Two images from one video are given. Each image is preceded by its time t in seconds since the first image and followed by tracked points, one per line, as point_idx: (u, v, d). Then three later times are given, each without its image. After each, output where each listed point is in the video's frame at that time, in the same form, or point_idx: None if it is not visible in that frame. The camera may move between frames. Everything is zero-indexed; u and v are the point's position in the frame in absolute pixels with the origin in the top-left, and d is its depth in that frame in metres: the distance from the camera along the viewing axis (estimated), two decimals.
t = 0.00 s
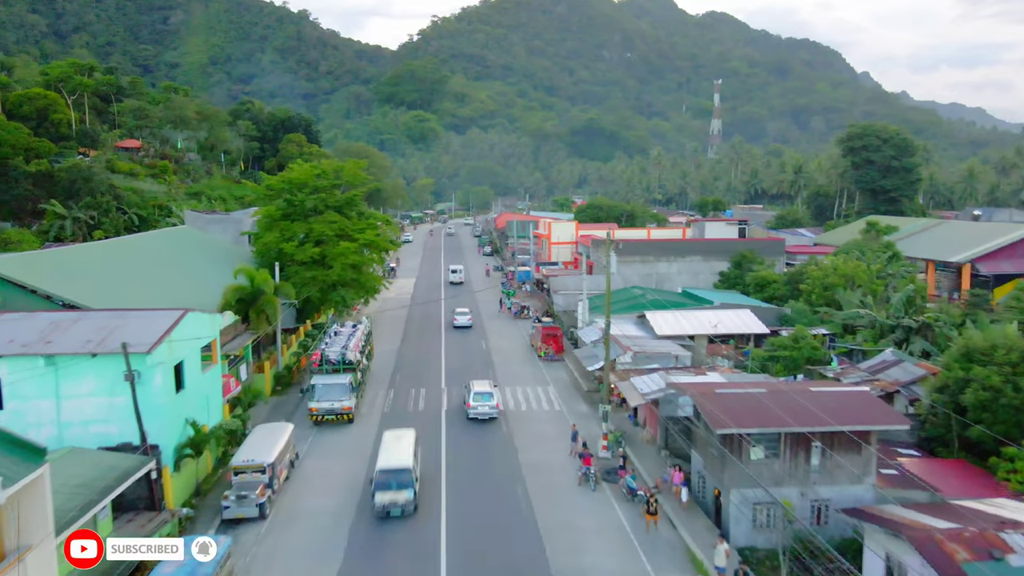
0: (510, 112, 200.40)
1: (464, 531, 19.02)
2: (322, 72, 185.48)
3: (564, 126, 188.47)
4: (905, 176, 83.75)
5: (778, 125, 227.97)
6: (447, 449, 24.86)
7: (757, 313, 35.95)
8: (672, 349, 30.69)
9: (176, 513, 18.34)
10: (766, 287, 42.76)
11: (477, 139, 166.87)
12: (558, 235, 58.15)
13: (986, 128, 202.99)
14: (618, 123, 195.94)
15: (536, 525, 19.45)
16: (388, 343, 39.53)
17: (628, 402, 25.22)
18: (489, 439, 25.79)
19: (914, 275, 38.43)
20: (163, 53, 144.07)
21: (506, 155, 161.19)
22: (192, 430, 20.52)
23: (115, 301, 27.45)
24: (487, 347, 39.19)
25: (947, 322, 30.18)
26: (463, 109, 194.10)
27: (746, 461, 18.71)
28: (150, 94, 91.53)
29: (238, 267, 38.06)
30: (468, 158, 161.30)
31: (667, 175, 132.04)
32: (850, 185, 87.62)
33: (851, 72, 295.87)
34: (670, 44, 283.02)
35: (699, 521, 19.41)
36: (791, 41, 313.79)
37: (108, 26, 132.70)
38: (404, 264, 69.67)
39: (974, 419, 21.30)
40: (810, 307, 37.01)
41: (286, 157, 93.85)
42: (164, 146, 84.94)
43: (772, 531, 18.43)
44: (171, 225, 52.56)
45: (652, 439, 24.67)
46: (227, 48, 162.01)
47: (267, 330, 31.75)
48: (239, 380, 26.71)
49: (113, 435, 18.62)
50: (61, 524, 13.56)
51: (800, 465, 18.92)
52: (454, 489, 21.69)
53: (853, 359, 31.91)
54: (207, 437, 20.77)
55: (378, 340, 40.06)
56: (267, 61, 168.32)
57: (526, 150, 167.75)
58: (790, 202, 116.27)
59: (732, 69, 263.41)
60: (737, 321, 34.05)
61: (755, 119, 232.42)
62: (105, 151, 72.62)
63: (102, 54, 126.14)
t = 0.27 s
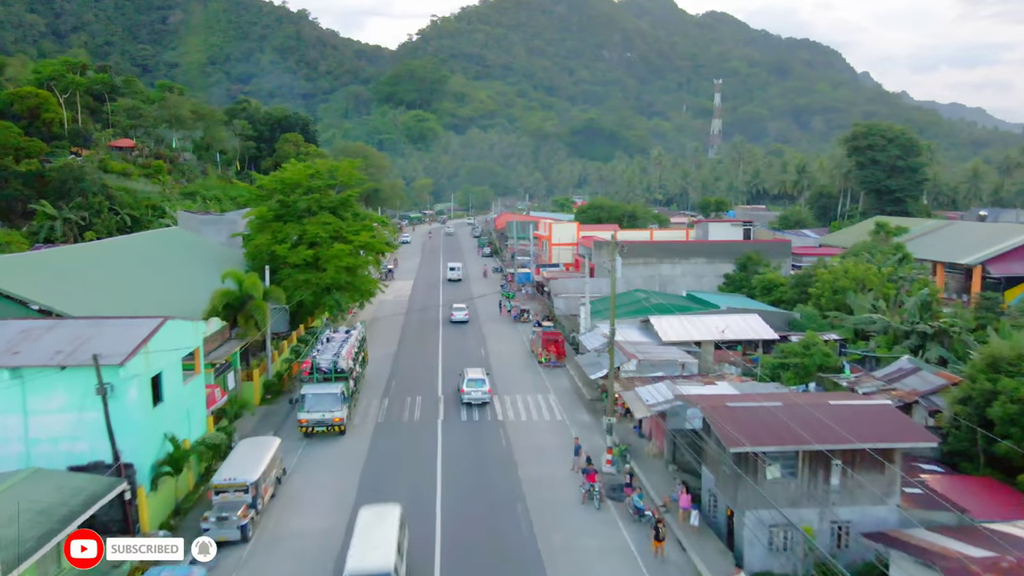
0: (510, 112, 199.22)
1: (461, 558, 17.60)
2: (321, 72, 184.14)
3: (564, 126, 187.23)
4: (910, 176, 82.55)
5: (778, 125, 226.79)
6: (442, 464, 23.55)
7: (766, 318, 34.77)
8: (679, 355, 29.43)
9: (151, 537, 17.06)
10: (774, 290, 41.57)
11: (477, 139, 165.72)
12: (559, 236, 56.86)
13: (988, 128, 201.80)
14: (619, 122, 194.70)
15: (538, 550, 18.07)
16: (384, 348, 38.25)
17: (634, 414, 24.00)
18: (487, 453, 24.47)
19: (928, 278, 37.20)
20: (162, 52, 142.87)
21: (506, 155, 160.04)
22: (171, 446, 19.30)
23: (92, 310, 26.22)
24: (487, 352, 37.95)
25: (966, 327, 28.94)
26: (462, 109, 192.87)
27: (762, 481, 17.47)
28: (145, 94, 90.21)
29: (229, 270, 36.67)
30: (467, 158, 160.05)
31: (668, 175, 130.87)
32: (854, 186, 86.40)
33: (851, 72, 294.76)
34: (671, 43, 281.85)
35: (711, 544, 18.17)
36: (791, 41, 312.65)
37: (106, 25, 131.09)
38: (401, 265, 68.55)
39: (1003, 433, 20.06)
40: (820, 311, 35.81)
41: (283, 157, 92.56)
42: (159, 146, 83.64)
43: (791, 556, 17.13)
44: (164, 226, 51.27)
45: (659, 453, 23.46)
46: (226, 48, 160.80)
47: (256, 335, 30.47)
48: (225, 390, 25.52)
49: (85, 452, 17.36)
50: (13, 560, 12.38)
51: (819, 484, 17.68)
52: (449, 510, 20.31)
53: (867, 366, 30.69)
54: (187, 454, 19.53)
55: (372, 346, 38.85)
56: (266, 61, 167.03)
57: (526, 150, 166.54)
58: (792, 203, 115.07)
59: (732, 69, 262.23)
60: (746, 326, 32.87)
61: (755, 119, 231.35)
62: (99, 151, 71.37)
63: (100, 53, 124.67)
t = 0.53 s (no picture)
0: (509, 111, 197.89)
1: None
2: (320, 72, 182.79)
3: (564, 126, 185.93)
4: (915, 176, 81.26)
5: (779, 125, 225.41)
6: (437, 478, 22.39)
7: (774, 323, 33.52)
8: (686, 363, 28.19)
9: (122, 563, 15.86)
10: (781, 293, 40.37)
11: (476, 139, 164.52)
12: (559, 238, 55.59)
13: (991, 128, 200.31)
14: (619, 122, 193.37)
15: None
16: (379, 355, 37.00)
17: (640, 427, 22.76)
18: (485, 467, 23.19)
19: (941, 281, 35.90)
20: (160, 51, 141.67)
21: (506, 155, 158.82)
22: (147, 463, 18.06)
23: (70, 318, 24.96)
24: (486, 357, 36.70)
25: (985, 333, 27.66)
26: (462, 108, 191.54)
27: (779, 504, 16.24)
28: (140, 92, 88.89)
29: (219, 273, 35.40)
30: (467, 157, 158.79)
31: (669, 175, 129.61)
32: (858, 186, 85.13)
33: (851, 72, 293.35)
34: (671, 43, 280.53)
35: (726, 571, 16.91)
36: (791, 40, 311.18)
37: (105, 25, 129.92)
38: (398, 267, 67.38)
39: None
40: (830, 316, 34.56)
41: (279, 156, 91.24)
42: (153, 146, 82.36)
43: None
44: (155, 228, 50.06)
45: (666, 468, 22.26)
46: (225, 47, 159.67)
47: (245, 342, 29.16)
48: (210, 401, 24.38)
49: (51, 472, 16.14)
50: None
51: (840, 506, 16.45)
52: (443, 531, 19.00)
53: (879, 374, 29.49)
54: (165, 472, 18.31)
55: (367, 351, 37.67)
56: (265, 60, 165.75)
57: (526, 150, 165.29)
58: (794, 203, 113.74)
59: (733, 68, 260.83)
60: (754, 331, 31.67)
61: (756, 119, 230.03)
62: (93, 150, 70.12)
63: (98, 53, 123.34)
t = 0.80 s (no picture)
0: (508, 111, 196.61)
1: None
2: (319, 71, 181.44)
3: (564, 126, 184.75)
4: (920, 175, 80.07)
5: (780, 124, 224.18)
6: (432, 493, 21.22)
7: (784, 328, 32.27)
8: (693, 370, 26.97)
9: None
10: (788, 296, 39.20)
11: (476, 139, 163.33)
12: (560, 239, 54.32)
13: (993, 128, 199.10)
14: (619, 121, 192.13)
15: None
16: (373, 361, 35.76)
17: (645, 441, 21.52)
18: (483, 484, 21.88)
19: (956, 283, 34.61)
20: (159, 51, 140.51)
21: (505, 155, 157.64)
22: (119, 483, 16.87)
23: (38, 325, 23.77)
24: (484, 363, 35.48)
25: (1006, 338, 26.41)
26: (461, 108, 190.27)
27: (799, 529, 15.07)
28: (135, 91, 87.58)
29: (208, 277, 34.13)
30: (467, 157, 157.57)
31: (669, 175, 128.44)
32: (862, 185, 83.94)
33: (851, 72, 292.19)
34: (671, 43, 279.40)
35: None
36: (791, 40, 309.86)
37: (102, 24, 128.65)
38: (395, 268, 66.22)
39: None
40: (841, 320, 33.35)
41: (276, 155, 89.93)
42: (148, 146, 81.11)
43: None
44: (147, 228, 48.74)
45: (674, 484, 21.03)
46: (223, 47, 158.47)
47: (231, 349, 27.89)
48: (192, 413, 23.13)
49: (13, 495, 14.96)
50: None
51: (865, 532, 15.26)
52: (438, 555, 17.69)
53: (894, 382, 28.30)
54: (140, 492, 17.17)
55: (361, 357, 36.46)
56: (264, 60, 164.49)
57: (526, 150, 164.09)
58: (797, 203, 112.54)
59: (733, 67, 259.60)
60: (765, 337, 30.47)
61: (756, 118, 228.80)
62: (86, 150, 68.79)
63: (96, 52, 121.98)
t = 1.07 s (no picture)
0: (507, 111, 195.25)
1: None
2: (318, 71, 180.10)
3: (564, 126, 183.53)
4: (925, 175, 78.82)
5: (781, 124, 222.88)
6: (427, 511, 20.01)
7: (793, 334, 31.03)
8: (702, 379, 25.76)
9: None
10: (796, 300, 38.05)
11: (476, 139, 162.11)
12: (560, 240, 52.90)
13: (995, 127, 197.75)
14: (619, 121, 190.85)
15: None
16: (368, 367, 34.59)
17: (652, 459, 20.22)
18: (481, 502, 20.60)
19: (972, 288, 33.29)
20: (157, 50, 139.23)
21: (505, 155, 156.49)
22: (87, 507, 15.68)
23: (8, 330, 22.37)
24: (482, 369, 34.32)
25: None
26: (460, 108, 188.99)
27: (824, 558, 13.85)
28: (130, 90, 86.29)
29: (198, 282, 32.76)
30: (466, 157, 156.41)
31: (670, 175, 127.22)
32: (867, 185, 82.73)
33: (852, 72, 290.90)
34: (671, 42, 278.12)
35: None
36: (791, 40, 308.47)
37: (100, 23, 127.39)
38: (392, 269, 65.02)
39: None
40: (852, 326, 32.15)
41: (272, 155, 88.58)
42: (143, 146, 79.84)
43: None
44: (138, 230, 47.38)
45: (683, 504, 19.79)
46: (222, 47, 157.25)
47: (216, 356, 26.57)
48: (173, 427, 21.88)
49: None
50: None
51: (896, 561, 14.00)
52: None
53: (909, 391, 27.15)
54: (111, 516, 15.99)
55: (355, 363, 35.31)
56: (263, 60, 163.27)
57: (526, 150, 162.91)
58: (799, 203, 111.35)
59: (733, 67, 258.30)
60: (774, 343, 29.30)
61: (757, 118, 227.53)
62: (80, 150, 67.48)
63: (94, 51, 120.68)
